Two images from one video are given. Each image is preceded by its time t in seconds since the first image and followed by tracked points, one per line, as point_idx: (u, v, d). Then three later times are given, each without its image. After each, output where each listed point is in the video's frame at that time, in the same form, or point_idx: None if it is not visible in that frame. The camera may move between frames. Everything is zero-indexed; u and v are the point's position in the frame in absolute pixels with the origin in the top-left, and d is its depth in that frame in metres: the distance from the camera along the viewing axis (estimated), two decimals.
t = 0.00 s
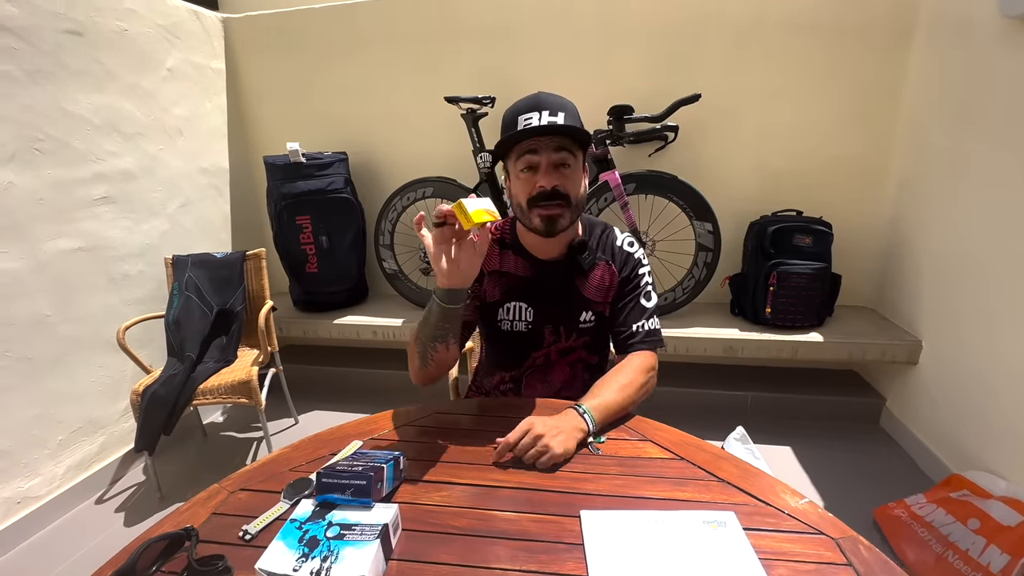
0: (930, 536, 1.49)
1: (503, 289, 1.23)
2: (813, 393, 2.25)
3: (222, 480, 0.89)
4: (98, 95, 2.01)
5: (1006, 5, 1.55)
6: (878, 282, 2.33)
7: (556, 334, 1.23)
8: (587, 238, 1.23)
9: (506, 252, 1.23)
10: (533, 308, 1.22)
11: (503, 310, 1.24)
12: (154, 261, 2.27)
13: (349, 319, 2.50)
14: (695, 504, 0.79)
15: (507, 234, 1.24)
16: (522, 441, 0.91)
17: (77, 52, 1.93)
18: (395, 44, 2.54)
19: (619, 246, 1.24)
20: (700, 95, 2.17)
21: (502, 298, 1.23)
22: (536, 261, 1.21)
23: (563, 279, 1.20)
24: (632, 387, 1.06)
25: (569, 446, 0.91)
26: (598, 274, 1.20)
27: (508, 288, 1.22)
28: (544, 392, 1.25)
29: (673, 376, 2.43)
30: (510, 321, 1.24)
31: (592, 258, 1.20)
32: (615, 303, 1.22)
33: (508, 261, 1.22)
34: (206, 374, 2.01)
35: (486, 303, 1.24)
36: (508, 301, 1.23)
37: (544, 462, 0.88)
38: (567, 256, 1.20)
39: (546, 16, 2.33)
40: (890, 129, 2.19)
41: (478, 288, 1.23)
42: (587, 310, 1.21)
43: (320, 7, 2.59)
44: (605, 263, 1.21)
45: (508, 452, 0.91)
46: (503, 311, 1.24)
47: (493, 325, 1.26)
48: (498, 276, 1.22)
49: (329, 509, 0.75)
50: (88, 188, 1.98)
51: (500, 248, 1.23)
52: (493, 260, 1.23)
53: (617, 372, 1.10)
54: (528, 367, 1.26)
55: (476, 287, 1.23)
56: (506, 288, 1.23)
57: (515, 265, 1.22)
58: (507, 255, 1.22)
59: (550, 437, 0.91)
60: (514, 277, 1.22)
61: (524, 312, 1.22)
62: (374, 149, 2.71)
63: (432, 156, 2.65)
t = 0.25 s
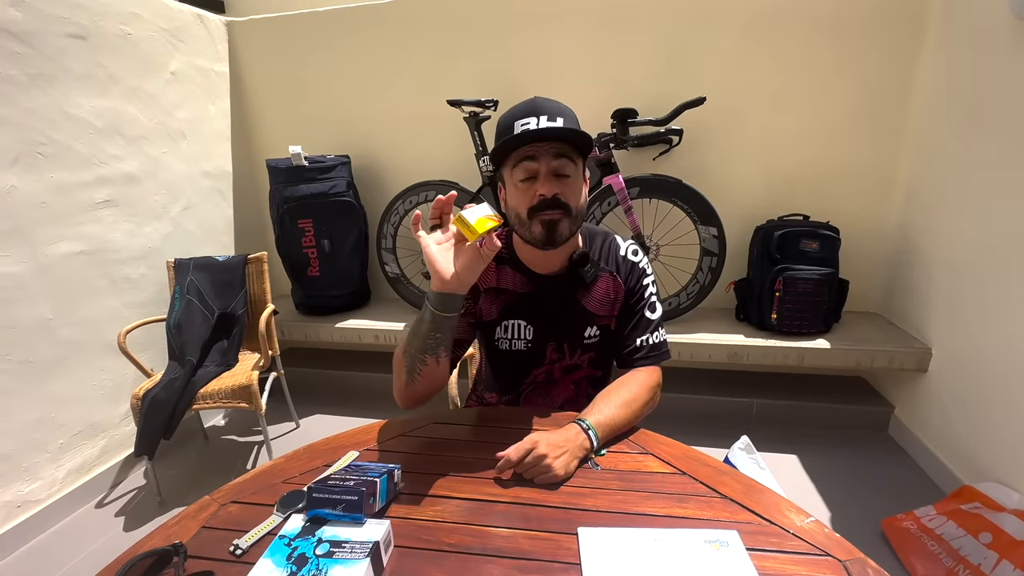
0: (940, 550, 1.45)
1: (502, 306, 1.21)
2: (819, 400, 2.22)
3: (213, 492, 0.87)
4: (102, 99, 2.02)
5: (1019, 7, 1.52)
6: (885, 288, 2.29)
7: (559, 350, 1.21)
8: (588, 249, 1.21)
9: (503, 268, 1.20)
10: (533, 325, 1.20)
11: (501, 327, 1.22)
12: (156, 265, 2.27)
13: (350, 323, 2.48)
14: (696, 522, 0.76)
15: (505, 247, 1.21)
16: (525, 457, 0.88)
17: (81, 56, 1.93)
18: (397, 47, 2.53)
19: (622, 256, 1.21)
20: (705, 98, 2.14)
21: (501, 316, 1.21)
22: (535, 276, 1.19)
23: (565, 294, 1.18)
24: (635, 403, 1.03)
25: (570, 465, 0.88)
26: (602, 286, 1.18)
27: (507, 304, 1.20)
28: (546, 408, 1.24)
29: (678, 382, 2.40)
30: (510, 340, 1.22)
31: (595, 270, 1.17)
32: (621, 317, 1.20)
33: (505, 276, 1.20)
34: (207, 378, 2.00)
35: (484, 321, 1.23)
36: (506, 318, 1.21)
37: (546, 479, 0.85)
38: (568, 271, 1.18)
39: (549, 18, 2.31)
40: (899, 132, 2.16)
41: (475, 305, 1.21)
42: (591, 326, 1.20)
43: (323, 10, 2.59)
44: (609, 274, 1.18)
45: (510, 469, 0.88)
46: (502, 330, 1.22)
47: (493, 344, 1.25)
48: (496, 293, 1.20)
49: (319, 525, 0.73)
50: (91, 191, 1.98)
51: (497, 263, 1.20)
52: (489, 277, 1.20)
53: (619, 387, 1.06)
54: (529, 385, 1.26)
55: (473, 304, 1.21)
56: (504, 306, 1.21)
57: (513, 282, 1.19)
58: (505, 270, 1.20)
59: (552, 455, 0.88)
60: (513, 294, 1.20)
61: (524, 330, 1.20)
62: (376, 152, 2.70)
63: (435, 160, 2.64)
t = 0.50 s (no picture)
0: (953, 564, 1.41)
1: (504, 316, 1.19)
2: (828, 408, 2.17)
3: (205, 502, 0.86)
4: (106, 101, 2.02)
5: None
6: (896, 293, 2.25)
7: (563, 362, 1.19)
8: (594, 258, 1.17)
9: (505, 277, 1.18)
10: (536, 337, 1.18)
11: (502, 337, 1.20)
12: (160, 267, 2.27)
13: (353, 326, 2.46)
14: (699, 539, 0.74)
15: (507, 257, 1.19)
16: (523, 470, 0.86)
17: (86, 59, 1.94)
18: (401, 49, 2.52)
19: (630, 265, 1.18)
20: (711, 100, 2.11)
21: (503, 326, 1.19)
22: (539, 286, 1.16)
23: (570, 305, 1.16)
24: (638, 415, 1.00)
25: (569, 479, 0.85)
26: (609, 296, 1.15)
27: (509, 314, 1.19)
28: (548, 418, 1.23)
29: (683, 388, 2.36)
30: (511, 351, 1.20)
31: (601, 280, 1.14)
32: (627, 328, 1.18)
33: (507, 286, 1.17)
34: (209, 382, 1.99)
35: (485, 331, 1.21)
36: (508, 328, 1.19)
37: (544, 493, 0.83)
38: (572, 281, 1.15)
39: (554, 20, 2.29)
40: (909, 135, 2.12)
41: (476, 314, 1.20)
42: (597, 337, 1.17)
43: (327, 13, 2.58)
44: (617, 283, 1.15)
45: (507, 482, 0.86)
46: (504, 341, 1.20)
47: (494, 354, 1.23)
48: (498, 303, 1.18)
49: (310, 539, 0.72)
50: (94, 194, 1.98)
51: (499, 272, 1.18)
52: (492, 287, 1.18)
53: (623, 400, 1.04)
54: (532, 396, 1.24)
55: (474, 313, 1.20)
56: (507, 316, 1.19)
57: (515, 291, 1.17)
58: (507, 280, 1.18)
59: (550, 468, 0.86)
60: (515, 304, 1.18)
61: (527, 341, 1.18)
62: (380, 155, 2.69)
63: (438, 162, 2.63)
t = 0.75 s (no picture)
0: (961, 571, 1.39)
1: (506, 317, 1.18)
2: (835, 411, 2.15)
3: (201, 503, 0.85)
4: (112, 102, 2.03)
5: None
6: (904, 296, 2.22)
7: (565, 365, 1.18)
8: (598, 259, 1.16)
9: (508, 277, 1.17)
10: (537, 339, 1.17)
11: (504, 338, 1.19)
12: (165, 267, 2.28)
13: (357, 327, 2.46)
14: (701, 546, 0.72)
15: (510, 257, 1.18)
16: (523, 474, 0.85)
17: (92, 60, 1.94)
18: (405, 50, 2.52)
19: (634, 266, 1.17)
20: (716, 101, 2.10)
21: (504, 326, 1.18)
22: (541, 287, 1.15)
23: (572, 307, 1.14)
24: (641, 419, 0.98)
25: (569, 483, 0.84)
26: (613, 297, 1.13)
27: (511, 315, 1.18)
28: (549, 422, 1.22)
29: (688, 391, 2.34)
30: (513, 352, 1.19)
31: (605, 281, 1.13)
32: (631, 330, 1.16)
33: (510, 286, 1.16)
34: (211, 382, 1.99)
35: (487, 332, 1.20)
36: (510, 329, 1.18)
37: (542, 498, 0.82)
38: (575, 282, 1.14)
39: (558, 20, 2.28)
40: (918, 135, 2.09)
41: (477, 314, 1.19)
42: (600, 339, 1.16)
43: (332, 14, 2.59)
44: (620, 284, 1.14)
45: (506, 485, 0.85)
46: (506, 343, 1.19)
47: (495, 355, 1.22)
48: (500, 303, 1.18)
49: (304, 543, 0.71)
50: (100, 194, 1.99)
51: (501, 272, 1.17)
52: (494, 287, 1.17)
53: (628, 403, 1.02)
54: (533, 398, 1.23)
55: (475, 313, 1.19)
56: (508, 318, 1.18)
57: (518, 291, 1.16)
58: (509, 280, 1.17)
59: (549, 472, 0.84)
60: (517, 304, 1.17)
61: (528, 342, 1.17)
62: (384, 156, 2.70)
63: (442, 163, 2.62)
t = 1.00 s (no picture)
0: None
1: (505, 315, 1.17)
2: (841, 414, 2.12)
3: (198, 502, 0.85)
4: (117, 103, 2.04)
5: None
6: (911, 297, 2.19)
7: (564, 364, 1.17)
8: (599, 259, 1.16)
9: (508, 275, 1.16)
10: (537, 338, 1.16)
11: (504, 337, 1.19)
12: (170, 267, 2.29)
13: (359, 326, 2.47)
14: (699, 549, 0.71)
15: (511, 254, 1.17)
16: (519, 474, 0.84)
17: (97, 61, 1.96)
18: (409, 50, 2.52)
19: (636, 266, 1.16)
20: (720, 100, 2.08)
21: (504, 324, 1.18)
22: (542, 285, 1.14)
23: (572, 306, 1.13)
24: (640, 420, 0.97)
25: (566, 484, 0.83)
26: (614, 297, 1.13)
27: (511, 313, 1.17)
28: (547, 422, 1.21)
29: (691, 392, 2.33)
30: (512, 351, 1.18)
31: (606, 280, 1.12)
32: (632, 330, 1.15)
33: (510, 284, 1.16)
34: (214, 381, 2.00)
35: (486, 330, 1.20)
36: (510, 328, 1.18)
37: (540, 499, 0.81)
38: (576, 279, 1.13)
39: (561, 20, 2.28)
40: (925, 135, 2.07)
41: (477, 311, 1.19)
42: (600, 338, 1.15)
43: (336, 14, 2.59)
44: (622, 284, 1.13)
45: (503, 485, 0.84)
46: (505, 341, 1.18)
47: (494, 354, 1.21)
48: (500, 301, 1.17)
49: (299, 543, 0.71)
50: (105, 194, 2.00)
51: (502, 270, 1.17)
52: (494, 284, 1.17)
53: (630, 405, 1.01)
54: (532, 398, 1.22)
55: (475, 310, 1.19)
56: (507, 316, 1.17)
57: (518, 290, 1.15)
58: (510, 278, 1.16)
59: (547, 473, 0.84)
60: (517, 303, 1.16)
61: (528, 341, 1.16)
62: (387, 156, 2.70)
63: (445, 163, 2.62)
